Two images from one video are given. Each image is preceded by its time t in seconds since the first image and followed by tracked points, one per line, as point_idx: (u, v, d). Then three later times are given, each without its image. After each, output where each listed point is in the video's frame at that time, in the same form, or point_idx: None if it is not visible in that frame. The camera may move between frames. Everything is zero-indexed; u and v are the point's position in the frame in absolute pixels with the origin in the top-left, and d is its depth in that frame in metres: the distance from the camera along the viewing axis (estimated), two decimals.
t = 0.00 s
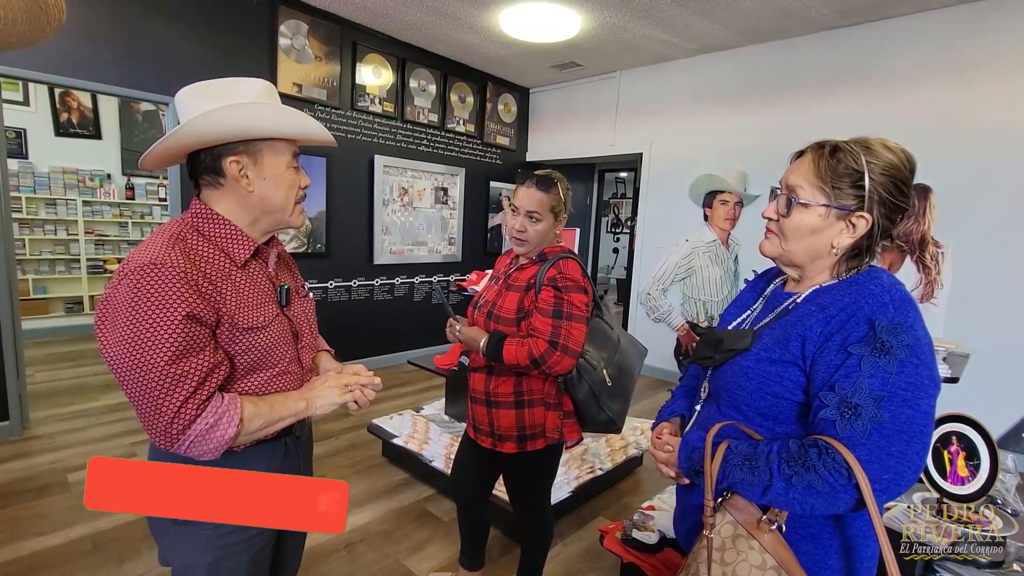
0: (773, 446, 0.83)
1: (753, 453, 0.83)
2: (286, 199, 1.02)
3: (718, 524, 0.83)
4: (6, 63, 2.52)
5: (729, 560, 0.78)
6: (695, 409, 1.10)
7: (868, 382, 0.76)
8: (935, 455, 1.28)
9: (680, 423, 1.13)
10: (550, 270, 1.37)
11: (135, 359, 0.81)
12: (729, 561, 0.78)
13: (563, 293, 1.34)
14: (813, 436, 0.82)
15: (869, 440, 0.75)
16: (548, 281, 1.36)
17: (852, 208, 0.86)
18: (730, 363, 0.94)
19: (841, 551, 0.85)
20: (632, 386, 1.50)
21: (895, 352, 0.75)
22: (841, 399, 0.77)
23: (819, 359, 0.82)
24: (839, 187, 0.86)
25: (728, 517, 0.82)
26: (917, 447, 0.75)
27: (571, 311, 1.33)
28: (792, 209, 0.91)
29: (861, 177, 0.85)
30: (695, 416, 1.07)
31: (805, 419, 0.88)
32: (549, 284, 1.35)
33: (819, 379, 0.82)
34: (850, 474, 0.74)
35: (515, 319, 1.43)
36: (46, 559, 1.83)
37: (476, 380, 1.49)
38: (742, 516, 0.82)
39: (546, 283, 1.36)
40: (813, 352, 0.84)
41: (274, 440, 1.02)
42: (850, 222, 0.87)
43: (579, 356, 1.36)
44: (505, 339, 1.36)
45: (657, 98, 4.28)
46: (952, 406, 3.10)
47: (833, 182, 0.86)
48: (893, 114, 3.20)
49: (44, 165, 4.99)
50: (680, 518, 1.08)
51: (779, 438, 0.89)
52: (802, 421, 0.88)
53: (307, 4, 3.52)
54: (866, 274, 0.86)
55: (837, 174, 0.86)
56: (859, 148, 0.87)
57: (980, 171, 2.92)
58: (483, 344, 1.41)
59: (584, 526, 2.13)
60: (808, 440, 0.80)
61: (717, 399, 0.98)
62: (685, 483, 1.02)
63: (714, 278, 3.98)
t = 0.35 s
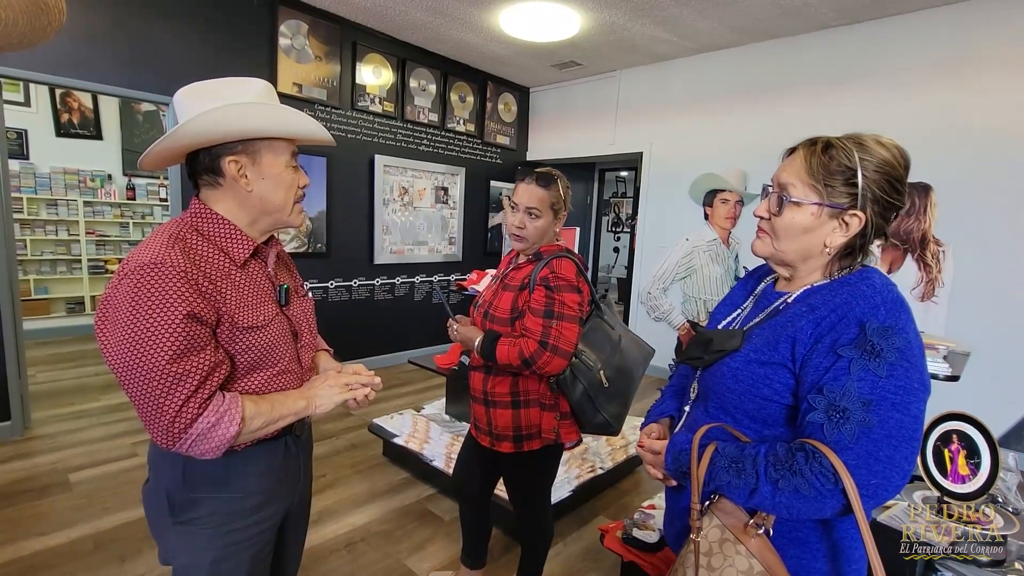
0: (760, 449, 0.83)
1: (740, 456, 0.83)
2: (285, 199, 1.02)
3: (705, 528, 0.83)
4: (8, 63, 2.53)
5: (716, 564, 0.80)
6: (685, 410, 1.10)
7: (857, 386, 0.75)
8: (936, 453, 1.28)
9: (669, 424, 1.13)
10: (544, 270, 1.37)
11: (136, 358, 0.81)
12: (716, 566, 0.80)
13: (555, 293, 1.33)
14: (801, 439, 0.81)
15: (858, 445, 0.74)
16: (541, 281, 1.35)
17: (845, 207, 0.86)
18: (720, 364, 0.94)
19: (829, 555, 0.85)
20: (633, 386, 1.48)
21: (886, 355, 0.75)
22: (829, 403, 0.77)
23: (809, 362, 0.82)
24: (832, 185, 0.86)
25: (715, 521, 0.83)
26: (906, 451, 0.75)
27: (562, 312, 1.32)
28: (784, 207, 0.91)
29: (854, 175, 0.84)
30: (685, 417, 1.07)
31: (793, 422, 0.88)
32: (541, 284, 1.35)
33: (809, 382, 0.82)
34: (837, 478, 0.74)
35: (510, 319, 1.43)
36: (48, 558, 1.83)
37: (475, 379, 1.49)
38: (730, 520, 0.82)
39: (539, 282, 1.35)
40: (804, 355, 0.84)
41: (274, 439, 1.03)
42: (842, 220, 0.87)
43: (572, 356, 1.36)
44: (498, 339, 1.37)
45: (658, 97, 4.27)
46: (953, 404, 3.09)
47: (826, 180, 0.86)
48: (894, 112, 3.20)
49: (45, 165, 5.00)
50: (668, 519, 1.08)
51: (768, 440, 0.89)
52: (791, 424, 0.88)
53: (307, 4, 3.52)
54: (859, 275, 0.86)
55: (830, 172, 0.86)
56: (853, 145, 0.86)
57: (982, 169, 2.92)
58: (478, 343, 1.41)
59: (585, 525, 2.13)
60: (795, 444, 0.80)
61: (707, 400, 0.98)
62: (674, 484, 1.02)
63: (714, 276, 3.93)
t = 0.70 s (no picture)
0: (749, 455, 0.82)
1: (728, 461, 0.82)
2: (283, 199, 1.01)
3: (693, 534, 0.83)
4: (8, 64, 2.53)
5: (704, 571, 0.78)
6: (675, 412, 1.10)
7: (848, 392, 0.74)
8: (939, 453, 1.27)
9: (660, 427, 1.12)
10: (540, 270, 1.36)
11: (133, 359, 0.80)
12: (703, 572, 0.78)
13: (552, 293, 1.33)
14: (790, 445, 0.81)
15: (848, 452, 0.73)
16: (538, 281, 1.35)
17: (834, 208, 0.85)
18: (710, 367, 0.94)
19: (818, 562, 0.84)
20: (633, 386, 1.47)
21: (877, 361, 0.74)
22: (820, 409, 0.76)
23: (799, 367, 0.81)
24: (820, 187, 0.85)
25: (704, 526, 0.82)
26: (896, 459, 0.74)
27: (559, 311, 1.32)
28: (773, 209, 0.91)
29: (842, 176, 0.84)
30: (674, 420, 1.06)
31: (783, 427, 0.87)
32: (538, 284, 1.34)
33: (799, 387, 0.81)
34: (826, 486, 0.73)
35: (506, 320, 1.43)
36: (48, 560, 1.82)
37: (473, 381, 1.49)
38: (718, 526, 0.81)
39: (536, 282, 1.35)
40: (794, 359, 0.83)
41: (273, 440, 1.02)
42: (831, 222, 0.86)
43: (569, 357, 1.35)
44: (496, 340, 1.36)
45: (658, 97, 4.27)
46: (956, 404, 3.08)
47: (814, 181, 0.85)
48: (895, 112, 3.19)
49: (45, 166, 5.00)
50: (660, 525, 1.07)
51: (757, 445, 0.88)
52: (780, 429, 0.87)
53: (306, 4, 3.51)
54: (850, 278, 0.85)
55: (818, 173, 0.85)
56: (842, 145, 0.85)
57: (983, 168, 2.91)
58: (475, 344, 1.41)
59: (585, 527, 2.12)
60: (785, 450, 0.79)
61: (696, 403, 0.98)
62: (663, 489, 1.02)
63: (715, 276, 3.98)
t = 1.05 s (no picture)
0: (750, 451, 0.81)
1: (730, 458, 0.82)
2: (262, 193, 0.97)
3: (698, 531, 0.83)
4: (8, 64, 2.52)
5: (707, 568, 0.79)
6: (678, 410, 1.09)
7: (848, 388, 0.74)
8: (944, 456, 1.27)
9: (664, 426, 1.11)
10: (541, 269, 1.35)
11: (135, 356, 0.79)
12: (707, 569, 0.79)
13: (553, 292, 1.32)
14: (792, 441, 0.79)
15: (847, 447, 0.72)
16: (538, 280, 1.34)
17: (835, 205, 0.84)
18: (712, 364, 0.93)
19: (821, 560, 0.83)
20: (632, 385, 1.46)
21: (877, 356, 0.73)
22: (820, 405, 0.75)
23: (800, 363, 0.80)
24: (821, 184, 0.84)
25: (707, 524, 0.82)
26: (897, 455, 0.73)
27: (560, 311, 1.31)
28: (774, 207, 0.89)
29: (843, 173, 0.83)
30: (678, 417, 1.05)
31: (785, 424, 0.86)
32: (539, 283, 1.34)
33: (799, 383, 0.80)
34: (827, 481, 0.72)
35: (506, 319, 1.42)
36: (47, 561, 1.82)
37: (472, 381, 1.48)
38: (721, 523, 0.81)
39: (536, 281, 1.34)
40: (794, 356, 0.82)
41: (274, 440, 1.01)
42: (833, 219, 0.85)
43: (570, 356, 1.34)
44: (496, 339, 1.35)
45: (659, 97, 4.26)
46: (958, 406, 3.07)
47: (816, 179, 0.85)
48: (897, 112, 3.18)
49: (46, 166, 5.00)
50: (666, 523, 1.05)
51: (759, 442, 0.87)
52: (782, 426, 0.86)
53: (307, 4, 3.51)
54: (851, 275, 0.84)
55: (820, 171, 0.84)
56: (843, 143, 0.85)
57: (986, 168, 2.90)
58: (475, 344, 1.40)
59: (587, 528, 2.11)
60: (785, 446, 0.78)
61: (697, 401, 0.97)
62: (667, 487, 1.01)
63: (717, 277, 3.90)
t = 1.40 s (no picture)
0: (764, 447, 0.81)
1: (744, 454, 0.81)
2: (270, 196, 0.97)
3: (713, 528, 0.81)
4: (10, 64, 2.52)
5: (723, 565, 0.78)
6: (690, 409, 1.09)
7: (860, 383, 0.73)
8: (949, 458, 1.26)
9: (676, 425, 1.11)
10: (544, 269, 1.35)
11: (139, 358, 0.79)
12: (723, 566, 0.78)
13: (556, 292, 1.31)
14: (806, 437, 0.79)
15: (861, 442, 0.72)
16: (541, 280, 1.33)
17: (846, 204, 0.84)
18: (723, 363, 0.92)
19: (836, 557, 0.82)
20: (635, 386, 1.46)
21: (888, 351, 0.73)
22: (832, 400, 0.74)
23: (811, 359, 0.80)
24: (832, 182, 0.84)
25: (722, 521, 0.81)
26: (911, 449, 0.73)
27: (563, 310, 1.30)
28: (785, 206, 0.89)
29: (854, 172, 0.82)
30: (690, 416, 1.05)
31: (798, 421, 0.86)
32: (542, 283, 1.33)
33: (811, 379, 0.80)
34: (841, 476, 0.72)
35: (509, 319, 1.41)
36: (47, 561, 1.81)
37: (475, 382, 1.48)
38: (737, 520, 0.80)
39: (540, 281, 1.33)
40: (805, 352, 0.82)
41: (279, 441, 1.01)
42: (844, 217, 0.84)
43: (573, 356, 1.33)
44: (498, 339, 1.35)
45: (661, 97, 4.25)
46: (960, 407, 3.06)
47: (826, 178, 0.84)
48: (900, 113, 3.18)
49: (47, 166, 5.00)
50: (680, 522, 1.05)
51: (772, 439, 0.86)
52: (795, 422, 0.86)
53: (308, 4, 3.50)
54: (861, 272, 0.84)
55: (830, 170, 0.84)
56: (852, 143, 0.84)
57: (989, 169, 2.90)
58: (478, 343, 1.39)
59: (589, 529, 2.10)
60: (799, 442, 0.78)
61: (709, 398, 0.96)
62: (682, 485, 1.00)
63: (719, 277, 3.83)
